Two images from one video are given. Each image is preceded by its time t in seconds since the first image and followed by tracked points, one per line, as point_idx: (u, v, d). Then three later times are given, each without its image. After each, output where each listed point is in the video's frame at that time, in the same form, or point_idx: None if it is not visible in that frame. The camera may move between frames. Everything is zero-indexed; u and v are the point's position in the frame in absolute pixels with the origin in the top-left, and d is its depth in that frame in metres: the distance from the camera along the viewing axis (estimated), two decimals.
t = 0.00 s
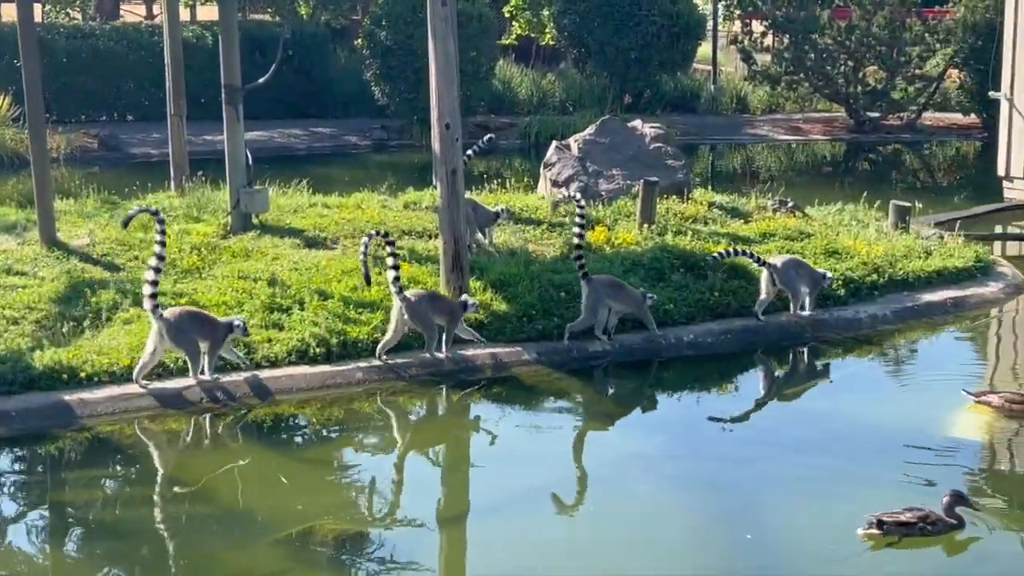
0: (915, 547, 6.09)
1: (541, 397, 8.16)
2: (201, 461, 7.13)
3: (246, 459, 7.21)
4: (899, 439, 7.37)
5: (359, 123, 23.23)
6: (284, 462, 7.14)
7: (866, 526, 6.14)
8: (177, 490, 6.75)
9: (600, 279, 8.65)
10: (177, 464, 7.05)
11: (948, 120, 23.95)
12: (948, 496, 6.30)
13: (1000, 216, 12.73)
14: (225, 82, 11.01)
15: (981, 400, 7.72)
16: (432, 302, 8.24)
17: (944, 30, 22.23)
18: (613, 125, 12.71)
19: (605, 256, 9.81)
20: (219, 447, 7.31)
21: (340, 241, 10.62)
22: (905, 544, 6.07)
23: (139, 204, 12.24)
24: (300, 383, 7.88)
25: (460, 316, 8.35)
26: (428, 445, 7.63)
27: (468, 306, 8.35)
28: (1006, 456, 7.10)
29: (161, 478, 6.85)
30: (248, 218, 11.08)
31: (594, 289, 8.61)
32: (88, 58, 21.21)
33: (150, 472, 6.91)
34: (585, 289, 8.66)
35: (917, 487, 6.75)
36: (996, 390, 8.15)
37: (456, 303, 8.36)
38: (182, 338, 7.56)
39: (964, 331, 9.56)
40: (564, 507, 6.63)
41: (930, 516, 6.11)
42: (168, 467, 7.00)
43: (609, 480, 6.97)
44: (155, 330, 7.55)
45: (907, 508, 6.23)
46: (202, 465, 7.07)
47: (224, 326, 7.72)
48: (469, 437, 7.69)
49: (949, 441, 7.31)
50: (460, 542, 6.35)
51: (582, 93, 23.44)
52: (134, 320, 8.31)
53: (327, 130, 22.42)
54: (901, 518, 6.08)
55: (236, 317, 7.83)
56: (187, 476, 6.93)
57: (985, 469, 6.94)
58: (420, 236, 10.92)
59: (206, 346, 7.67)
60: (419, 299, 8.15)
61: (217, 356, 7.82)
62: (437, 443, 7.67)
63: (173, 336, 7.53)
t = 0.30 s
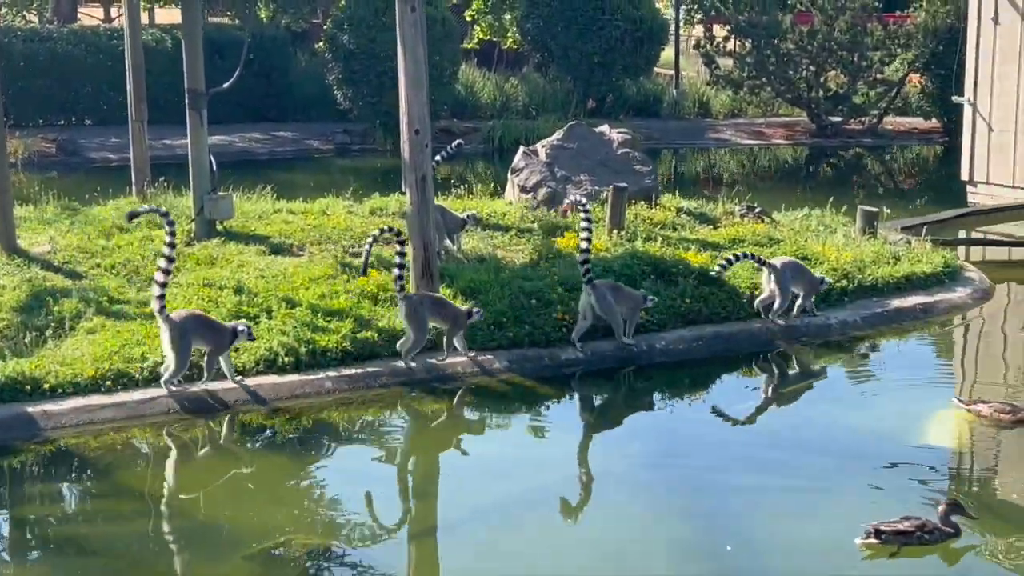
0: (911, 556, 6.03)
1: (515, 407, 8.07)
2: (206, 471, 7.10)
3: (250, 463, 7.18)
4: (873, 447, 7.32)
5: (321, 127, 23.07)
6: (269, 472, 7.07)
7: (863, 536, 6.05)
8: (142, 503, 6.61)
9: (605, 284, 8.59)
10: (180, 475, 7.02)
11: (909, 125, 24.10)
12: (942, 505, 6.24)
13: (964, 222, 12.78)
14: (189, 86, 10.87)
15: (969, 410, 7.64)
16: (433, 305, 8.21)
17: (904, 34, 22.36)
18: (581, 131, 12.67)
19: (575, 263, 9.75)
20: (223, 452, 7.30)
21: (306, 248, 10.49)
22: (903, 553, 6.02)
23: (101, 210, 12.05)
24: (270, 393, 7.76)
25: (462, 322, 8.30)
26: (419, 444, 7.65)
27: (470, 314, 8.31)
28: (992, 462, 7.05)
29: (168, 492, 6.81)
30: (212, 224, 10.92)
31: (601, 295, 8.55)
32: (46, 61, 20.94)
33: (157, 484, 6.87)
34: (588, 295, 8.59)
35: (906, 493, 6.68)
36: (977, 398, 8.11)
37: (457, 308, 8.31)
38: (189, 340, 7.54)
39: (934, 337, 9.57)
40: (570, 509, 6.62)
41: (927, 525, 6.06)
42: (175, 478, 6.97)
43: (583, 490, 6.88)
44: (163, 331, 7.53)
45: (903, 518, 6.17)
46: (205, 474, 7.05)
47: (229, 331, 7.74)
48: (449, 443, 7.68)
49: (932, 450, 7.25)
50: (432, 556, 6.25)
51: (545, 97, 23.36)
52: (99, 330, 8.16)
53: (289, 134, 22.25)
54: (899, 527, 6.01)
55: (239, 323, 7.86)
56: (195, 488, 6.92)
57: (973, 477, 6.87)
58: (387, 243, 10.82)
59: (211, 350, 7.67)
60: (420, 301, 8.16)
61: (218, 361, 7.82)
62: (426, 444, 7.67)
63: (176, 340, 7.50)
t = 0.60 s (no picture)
0: (918, 560, 5.94)
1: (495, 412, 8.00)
2: (216, 471, 7.08)
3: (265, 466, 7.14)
4: (855, 452, 7.28)
5: (289, 130, 22.92)
6: (266, 477, 7.01)
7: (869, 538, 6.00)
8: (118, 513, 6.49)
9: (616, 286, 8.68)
10: (189, 475, 7.01)
11: (877, 129, 24.23)
12: (947, 510, 6.19)
13: (937, 225, 12.83)
14: (159, 89, 10.73)
15: (968, 416, 7.70)
16: (447, 310, 8.19)
17: (873, 38, 22.47)
18: (555, 134, 12.62)
19: (552, 267, 9.69)
20: (238, 453, 7.26)
21: (280, 253, 10.37)
22: (908, 557, 5.93)
23: (69, 215, 11.88)
24: (247, 400, 7.66)
25: (479, 327, 8.28)
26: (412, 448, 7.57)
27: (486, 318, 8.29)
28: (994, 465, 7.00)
29: (176, 489, 6.83)
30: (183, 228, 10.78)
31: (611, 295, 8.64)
32: (10, 64, 20.68)
33: (165, 482, 6.88)
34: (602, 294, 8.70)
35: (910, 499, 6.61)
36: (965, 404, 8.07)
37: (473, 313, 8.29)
38: (199, 346, 7.53)
39: (913, 341, 9.57)
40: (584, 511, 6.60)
41: (932, 529, 5.98)
42: (185, 478, 6.96)
43: (567, 497, 6.79)
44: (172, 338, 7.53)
45: (909, 521, 6.09)
46: (217, 475, 7.04)
47: (242, 334, 7.70)
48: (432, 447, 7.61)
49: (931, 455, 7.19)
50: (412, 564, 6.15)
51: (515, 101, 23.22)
52: (71, 337, 8.02)
53: (257, 138, 22.09)
54: (903, 530, 5.93)
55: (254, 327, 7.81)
56: (204, 488, 6.91)
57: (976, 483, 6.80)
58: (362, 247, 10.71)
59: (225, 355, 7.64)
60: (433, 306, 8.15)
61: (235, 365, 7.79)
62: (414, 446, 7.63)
63: (186, 342, 7.47)
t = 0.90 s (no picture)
0: (918, 562, 5.88)
1: (475, 415, 7.93)
2: (229, 474, 7.07)
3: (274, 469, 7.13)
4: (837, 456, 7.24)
5: (263, 133, 22.79)
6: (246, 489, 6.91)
7: (869, 540, 5.96)
8: (94, 520, 6.39)
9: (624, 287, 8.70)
10: (202, 478, 7.02)
11: (851, 131, 24.31)
12: (952, 511, 6.06)
13: (913, 227, 12.85)
14: (132, 91, 10.62)
15: (964, 422, 7.58)
16: (458, 309, 8.26)
17: (847, 41, 22.52)
18: (532, 137, 12.56)
19: (531, 270, 9.63)
20: (221, 457, 7.25)
21: (255, 256, 10.27)
22: (907, 559, 5.87)
23: (41, 219, 11.74)
24: (223, 405, 7.57)
25: (489, 323, 8.35)
26: (390, 446, 7.56)
27: (495, 313, 8.36)
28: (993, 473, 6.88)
29: (186, 493, 6.83)
30: (157, 232, 10.66)
31: (617, 294, 8.67)
32: None
33: (170, 484, 6.88)
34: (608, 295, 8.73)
35: (907, 503, 6.53)
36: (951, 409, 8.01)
37: (482, 309, 8.35)
38: (212, 345, 7.52)
39: (892, 343, 9.57)
40: (603, 511, 6.61)
41: (933, 531, 5.92)
42: (195, 481, 6.97)
43: (548, 502, 6.73)
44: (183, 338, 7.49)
45: (912, 522, 6.04)
46: (230, 476, 7.04)
47: (251, 334, 7.71)
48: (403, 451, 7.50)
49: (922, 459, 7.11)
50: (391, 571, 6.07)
51: (489, 104, 23.20)
52: (43, 342, 7.90)
53: (231, 141, 21.95)
54: (903, 531, 5.88)
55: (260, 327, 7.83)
56: (214, 491, 6.92)
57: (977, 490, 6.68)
58: (338, 250, 10.63)
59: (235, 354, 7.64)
60: (443, 305, 8.20)
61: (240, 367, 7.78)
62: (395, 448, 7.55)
63: (199, 346, 7.48)
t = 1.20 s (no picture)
0: (909, 567, 5.87)
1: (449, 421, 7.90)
2: (235, 479, 7.07)
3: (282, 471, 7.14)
4: (812, 462, 7.21)
5: (238, 137, 22.68)
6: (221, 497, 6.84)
7: (859, 544, 5.95)
8: (64, 528, 6.31)
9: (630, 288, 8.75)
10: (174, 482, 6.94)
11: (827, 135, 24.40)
12: (946, 516, 6.08)
13: (888, 231, 12.88)
14: (104, 95, 10.52)
15: (954, 429, 7.54)
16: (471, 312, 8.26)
17: (822, 45, 22.61)
18: (508, 141, 12.54)
19: (505, 275, 9.59)
20: (209, 465, 7.20)
21: (228, 261, 10.20)
22: (898, 564, 5.86)
23: (12, 224, 11.63)
24: (194, 412, 7.50)
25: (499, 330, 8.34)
26: (363, 450, 7.52)
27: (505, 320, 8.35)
28: (981, 478, 6.88)
29: (195, 496, 6.83)
30: (129, 237, 10.57)
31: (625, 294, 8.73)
32: None
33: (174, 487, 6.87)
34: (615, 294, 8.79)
35: (894, 508, 6.52)
36: (930, 416, 7.99)
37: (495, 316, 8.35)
38: (220, 348, 7.56)
39: (868, 348, 9.57)
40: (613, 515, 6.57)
41: (923, 536, 5.92)
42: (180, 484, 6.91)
43: (522, 508, 6.69)
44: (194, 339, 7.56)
45: (902, 528, 6.05)
46: (238, 480, 7.05)
47: (261, 340, 7.75)
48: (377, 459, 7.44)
49: (908, 465, 7.10)
50: None
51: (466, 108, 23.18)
52: (11, 348, 7.81)
53: (206, 145, 21.83)
54: (894, 536, 5.88)
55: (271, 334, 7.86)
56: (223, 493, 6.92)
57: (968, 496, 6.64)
58: (312, 255, 10.57)
59: (242, 358, 7.67)
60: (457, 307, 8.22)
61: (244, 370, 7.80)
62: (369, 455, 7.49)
63: (208, 347, 7.52)
